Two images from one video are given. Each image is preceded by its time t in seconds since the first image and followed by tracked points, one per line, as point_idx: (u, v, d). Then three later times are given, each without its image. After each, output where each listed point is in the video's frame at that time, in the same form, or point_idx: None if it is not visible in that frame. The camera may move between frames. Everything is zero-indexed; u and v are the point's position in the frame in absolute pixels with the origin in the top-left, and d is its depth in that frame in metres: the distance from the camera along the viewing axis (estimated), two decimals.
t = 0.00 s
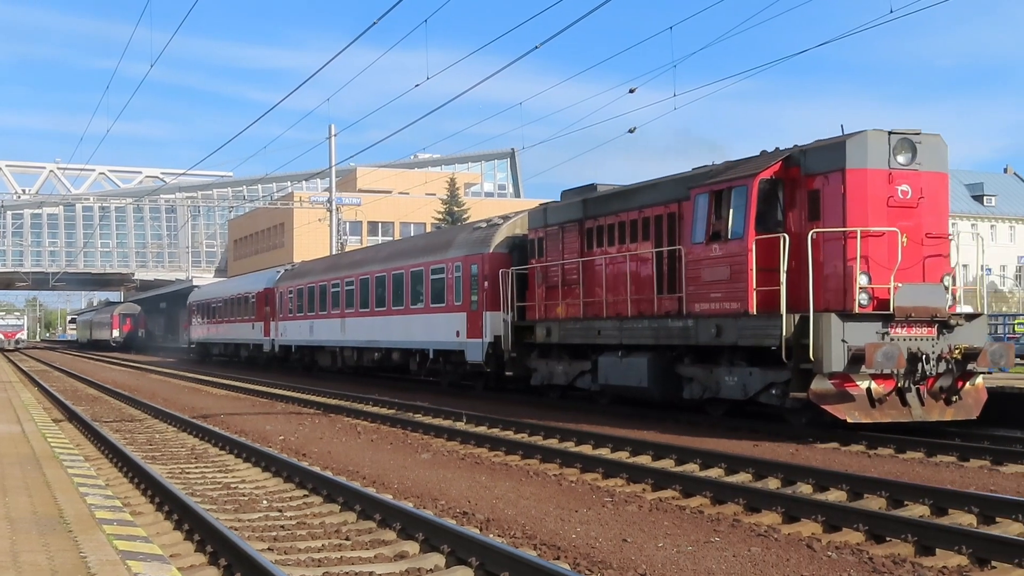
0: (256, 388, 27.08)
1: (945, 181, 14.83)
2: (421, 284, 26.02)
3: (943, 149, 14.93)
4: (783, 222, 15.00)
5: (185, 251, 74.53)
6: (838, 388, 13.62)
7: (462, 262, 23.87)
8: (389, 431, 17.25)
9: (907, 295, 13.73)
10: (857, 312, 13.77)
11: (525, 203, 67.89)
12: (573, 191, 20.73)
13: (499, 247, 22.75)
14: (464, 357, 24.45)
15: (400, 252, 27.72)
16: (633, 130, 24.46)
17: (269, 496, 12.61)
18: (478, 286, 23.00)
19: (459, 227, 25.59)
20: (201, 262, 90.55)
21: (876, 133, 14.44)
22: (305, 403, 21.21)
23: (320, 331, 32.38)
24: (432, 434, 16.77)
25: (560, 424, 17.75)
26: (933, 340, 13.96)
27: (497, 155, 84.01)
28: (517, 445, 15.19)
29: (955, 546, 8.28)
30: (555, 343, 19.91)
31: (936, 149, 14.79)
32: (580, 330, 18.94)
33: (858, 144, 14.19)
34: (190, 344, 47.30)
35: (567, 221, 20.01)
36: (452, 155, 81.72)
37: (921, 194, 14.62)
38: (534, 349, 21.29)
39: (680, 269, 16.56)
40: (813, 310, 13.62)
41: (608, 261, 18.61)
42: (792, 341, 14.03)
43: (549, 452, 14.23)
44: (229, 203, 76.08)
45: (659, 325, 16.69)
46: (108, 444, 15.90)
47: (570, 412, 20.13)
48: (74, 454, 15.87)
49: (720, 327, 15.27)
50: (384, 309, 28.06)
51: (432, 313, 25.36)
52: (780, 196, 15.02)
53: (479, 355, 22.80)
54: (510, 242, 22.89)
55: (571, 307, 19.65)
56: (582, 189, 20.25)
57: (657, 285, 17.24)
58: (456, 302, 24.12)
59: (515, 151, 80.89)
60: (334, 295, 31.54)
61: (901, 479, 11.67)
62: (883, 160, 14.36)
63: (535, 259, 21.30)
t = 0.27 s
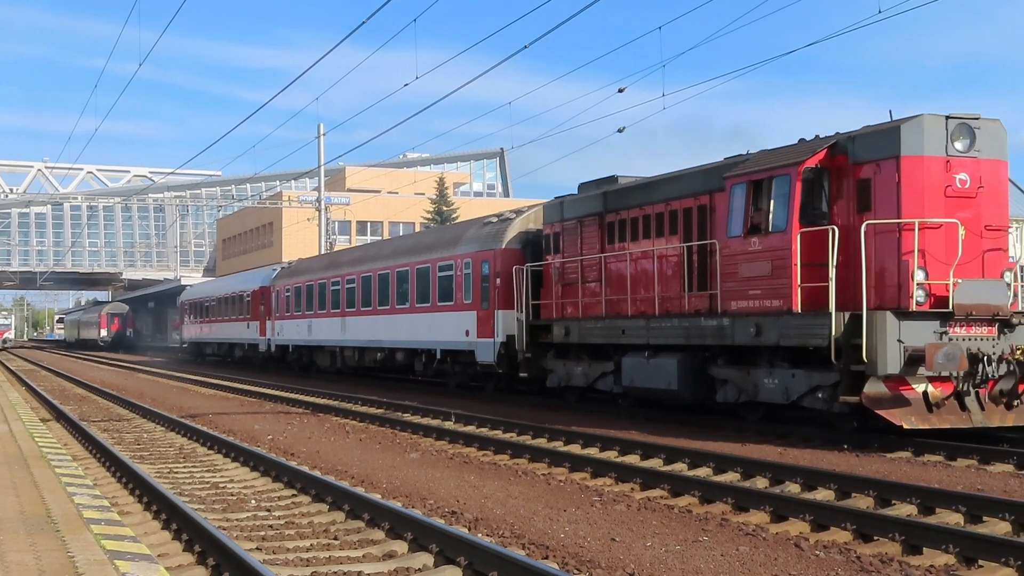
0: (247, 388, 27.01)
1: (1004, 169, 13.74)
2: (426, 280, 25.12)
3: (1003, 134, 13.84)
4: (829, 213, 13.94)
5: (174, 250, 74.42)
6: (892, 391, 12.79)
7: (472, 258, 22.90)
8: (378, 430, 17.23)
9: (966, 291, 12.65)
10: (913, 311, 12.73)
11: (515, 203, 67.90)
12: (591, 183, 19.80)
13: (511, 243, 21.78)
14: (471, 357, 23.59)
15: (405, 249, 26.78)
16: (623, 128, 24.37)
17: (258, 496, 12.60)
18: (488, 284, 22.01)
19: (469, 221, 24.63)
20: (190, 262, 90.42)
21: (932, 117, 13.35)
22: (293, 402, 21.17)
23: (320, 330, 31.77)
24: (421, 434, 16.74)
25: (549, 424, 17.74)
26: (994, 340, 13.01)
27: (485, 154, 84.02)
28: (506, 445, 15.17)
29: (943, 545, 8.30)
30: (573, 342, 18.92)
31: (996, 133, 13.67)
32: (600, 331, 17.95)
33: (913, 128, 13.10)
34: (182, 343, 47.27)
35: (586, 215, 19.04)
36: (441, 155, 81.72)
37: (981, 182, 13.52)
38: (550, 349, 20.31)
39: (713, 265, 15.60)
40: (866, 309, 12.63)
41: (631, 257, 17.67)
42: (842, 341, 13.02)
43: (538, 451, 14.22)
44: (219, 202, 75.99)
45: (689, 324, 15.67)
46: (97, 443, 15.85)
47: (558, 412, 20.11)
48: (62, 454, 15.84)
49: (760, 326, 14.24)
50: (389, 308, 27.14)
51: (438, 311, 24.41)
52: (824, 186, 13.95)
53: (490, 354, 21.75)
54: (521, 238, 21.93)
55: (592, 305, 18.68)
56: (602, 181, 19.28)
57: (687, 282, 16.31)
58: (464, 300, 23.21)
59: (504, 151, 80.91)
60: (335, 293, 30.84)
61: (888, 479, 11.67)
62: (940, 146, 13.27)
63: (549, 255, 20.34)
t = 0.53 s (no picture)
0: (245, 388, 27.05)
1: None
2: (441, 279, 24.12)
3: None
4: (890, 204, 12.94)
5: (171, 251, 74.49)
6: (967, 398, 11.81)
7: (491, 255, 21.83)
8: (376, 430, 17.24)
9: None
10: (990, 309, 11.74)
11: (512, 203, 67.91)
12: (621, 175, 18.92)
13: (534, 238, 20.75)
14: (484, 359, 22.84)
15: (419, 245, 25.75)
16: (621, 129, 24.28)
17: (254, 497, 12.59)
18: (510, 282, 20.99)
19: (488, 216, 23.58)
20: (186, 262, 90.40)
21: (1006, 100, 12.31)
22: (291, 403, 21.16)
23: (328, 331, 30.93)
24: (417, 435, 16.73)
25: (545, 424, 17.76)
26: None
27: (482, 155, 84.09)
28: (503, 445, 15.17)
29: (939, 545, 8.31)
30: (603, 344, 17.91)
31: None
32: (632, 331, 16.94)
33: (988, 111, 12.05)
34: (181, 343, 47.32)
35: (618, 208, 18.07)
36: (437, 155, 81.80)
37: None
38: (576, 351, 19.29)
39: (761, 260, 14.66)
40: (940, 308, 11.68)
41: (669, 252, 16.69)
42: (909, 344, 12.02)
43: (536, 451, 14.21)
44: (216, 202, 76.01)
45: (735, 323, 14.70)
46: (94, 442, 15.87)
47: (554, 412, 20.10)
48: (59, 455, 15.84)
49: (815, 326, 13.23)
50: (401, 307, 26.15)
51: (455, 311, 23.39)
52: (885, 175, 12.87)
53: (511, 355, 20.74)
54: (544, 233, 20.88)
55: (624, 304, 17.69)
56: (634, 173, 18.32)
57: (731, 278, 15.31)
58: (483, 299, 22.18)
59: (500, 151, 80.98)
60: (343, 292, 29.91)
61: (885, 479, 11.66)
62: (1016, 131, 12.24)
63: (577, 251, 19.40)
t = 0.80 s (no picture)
0: (243, 388, 27.05)
1: None
2: (458, 276, 23.22)
3: None
4: (956, 195, 12.21)
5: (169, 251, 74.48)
6: None
7: (513, 251, 20.95)
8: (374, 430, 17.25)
9: None
10: None
11: (510, 203, 67.89)
12: (651, 167, 18.18)
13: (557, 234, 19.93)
14: (501, 359, 22.05)
15: (434, 242, 24.88)
16: (621, 129, 24.24)
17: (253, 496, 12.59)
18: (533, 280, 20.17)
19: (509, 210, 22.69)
20: (184, 261, 90.34)
21: None
22: (289, 402, 21.16)
23: (337, 331, 30.09)
24: (415, 435, 16.72)
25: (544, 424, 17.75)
26: None
27: (480, 155, 84.11)
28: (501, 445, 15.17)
29: (936, 545, 8.32)
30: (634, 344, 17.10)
31: None
32: (666, 330, 16.13)
33: None
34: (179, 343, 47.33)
35: (650, 202, 17.32)
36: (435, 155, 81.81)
37: None
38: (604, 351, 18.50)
39: (812, 255, 13.92)
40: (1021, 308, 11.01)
41: (707, 247, 15.97)
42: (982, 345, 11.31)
43: (533, 452, 14.21)
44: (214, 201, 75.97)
45: (780, 323, 13.90)
46: (91, 443, 15.89)
47: (552, 412, 20.09)
48: (57, 454, 15.85)
49: (871, 325, 12.42)
50: (416, 305, 25.29)
51: (473, 309, 22.51)
52: (950, 163, 12.19)
53: (533, 356, 19.94)
54: (568, 228, 20.05)
55: (659, 302, 16.91)
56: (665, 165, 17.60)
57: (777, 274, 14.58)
58: (503, 297, 21.31)
59: (498, 151, 81.02)
60: (354, 290, 29.04)
61: (883, 478, 11.65)
62: None
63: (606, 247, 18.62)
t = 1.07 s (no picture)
0: (242, 388, 27.04)
1: None
2: (479, 273, 22.32)
3: None
4: None
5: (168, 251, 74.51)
6: None
7: (540, 246, 20.02)
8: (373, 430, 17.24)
9: None
10: None
11: (509, 203, 67.90)
12: (690, 159, 17.31)
13: (589, 228, 19.01)
14: (521, 358, 21.20)
15: (453, 238, 23.96)
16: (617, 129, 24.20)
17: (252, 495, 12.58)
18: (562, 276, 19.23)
19: (535, 204, 21.79)
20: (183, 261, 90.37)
21: None
22: (288, 402, 21.15)
23: (348, 330, 29.25)
24: (414, 435, 16.70)
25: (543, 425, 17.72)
26: None
27: (480, 154, 84.15)
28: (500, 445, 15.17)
29: (936, 546, 8.31)
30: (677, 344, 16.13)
31: None
32: (714, 330, 15.20)
33: None
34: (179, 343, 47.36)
35: (694, 193, 16.46)
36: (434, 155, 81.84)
37: None
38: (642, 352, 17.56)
39: (880, 248, 13.06)
40: None
41: (758, 242, 15.09)
42: None
43: (532, 453, 14.20)
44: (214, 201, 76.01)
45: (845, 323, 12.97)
46: (90, 442, 15.88)
47: (552, 413, 20.11)
48: (56, 454, 15.85)
49: (953, 325, 11.50)
50: (434, 304, 24.35)
51: (496, 308, 21.59)
52: None
53: (562, 357, 18.97)
54: (599, 223, 19.13)
55: (705, 299, 16.02)
56: (706, 155, 16.75)
57: (838, 270, 13.75)
58: (528, 295, 20.42)
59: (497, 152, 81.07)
60: (367, 289, 28.18)
61: (881, 479, 11.65)
62: None
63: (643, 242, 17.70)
